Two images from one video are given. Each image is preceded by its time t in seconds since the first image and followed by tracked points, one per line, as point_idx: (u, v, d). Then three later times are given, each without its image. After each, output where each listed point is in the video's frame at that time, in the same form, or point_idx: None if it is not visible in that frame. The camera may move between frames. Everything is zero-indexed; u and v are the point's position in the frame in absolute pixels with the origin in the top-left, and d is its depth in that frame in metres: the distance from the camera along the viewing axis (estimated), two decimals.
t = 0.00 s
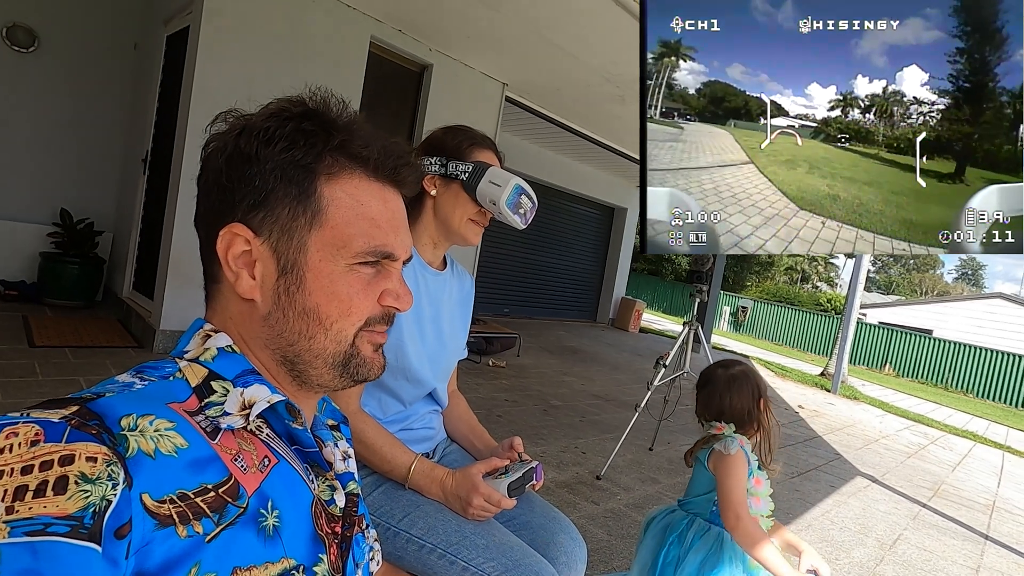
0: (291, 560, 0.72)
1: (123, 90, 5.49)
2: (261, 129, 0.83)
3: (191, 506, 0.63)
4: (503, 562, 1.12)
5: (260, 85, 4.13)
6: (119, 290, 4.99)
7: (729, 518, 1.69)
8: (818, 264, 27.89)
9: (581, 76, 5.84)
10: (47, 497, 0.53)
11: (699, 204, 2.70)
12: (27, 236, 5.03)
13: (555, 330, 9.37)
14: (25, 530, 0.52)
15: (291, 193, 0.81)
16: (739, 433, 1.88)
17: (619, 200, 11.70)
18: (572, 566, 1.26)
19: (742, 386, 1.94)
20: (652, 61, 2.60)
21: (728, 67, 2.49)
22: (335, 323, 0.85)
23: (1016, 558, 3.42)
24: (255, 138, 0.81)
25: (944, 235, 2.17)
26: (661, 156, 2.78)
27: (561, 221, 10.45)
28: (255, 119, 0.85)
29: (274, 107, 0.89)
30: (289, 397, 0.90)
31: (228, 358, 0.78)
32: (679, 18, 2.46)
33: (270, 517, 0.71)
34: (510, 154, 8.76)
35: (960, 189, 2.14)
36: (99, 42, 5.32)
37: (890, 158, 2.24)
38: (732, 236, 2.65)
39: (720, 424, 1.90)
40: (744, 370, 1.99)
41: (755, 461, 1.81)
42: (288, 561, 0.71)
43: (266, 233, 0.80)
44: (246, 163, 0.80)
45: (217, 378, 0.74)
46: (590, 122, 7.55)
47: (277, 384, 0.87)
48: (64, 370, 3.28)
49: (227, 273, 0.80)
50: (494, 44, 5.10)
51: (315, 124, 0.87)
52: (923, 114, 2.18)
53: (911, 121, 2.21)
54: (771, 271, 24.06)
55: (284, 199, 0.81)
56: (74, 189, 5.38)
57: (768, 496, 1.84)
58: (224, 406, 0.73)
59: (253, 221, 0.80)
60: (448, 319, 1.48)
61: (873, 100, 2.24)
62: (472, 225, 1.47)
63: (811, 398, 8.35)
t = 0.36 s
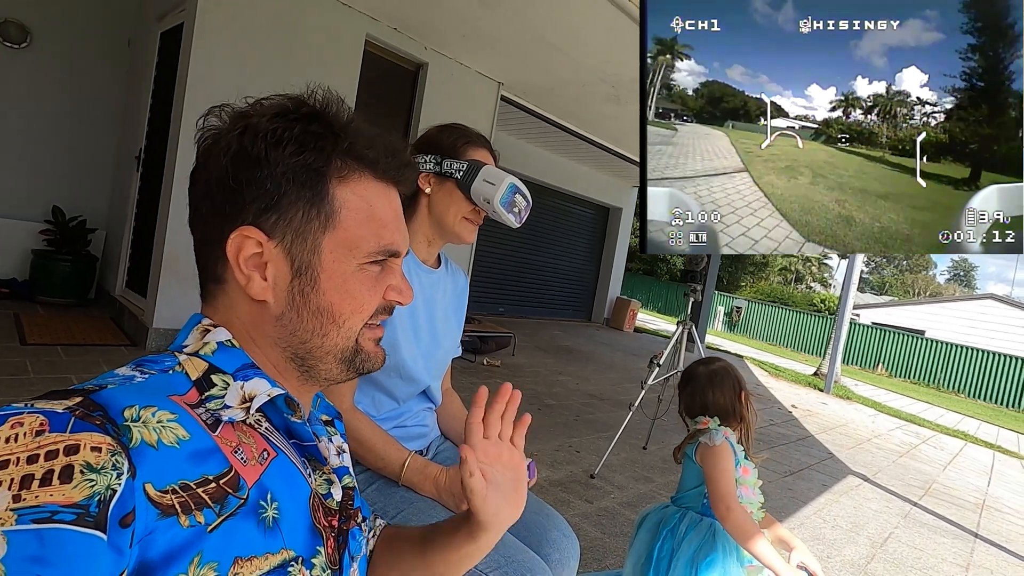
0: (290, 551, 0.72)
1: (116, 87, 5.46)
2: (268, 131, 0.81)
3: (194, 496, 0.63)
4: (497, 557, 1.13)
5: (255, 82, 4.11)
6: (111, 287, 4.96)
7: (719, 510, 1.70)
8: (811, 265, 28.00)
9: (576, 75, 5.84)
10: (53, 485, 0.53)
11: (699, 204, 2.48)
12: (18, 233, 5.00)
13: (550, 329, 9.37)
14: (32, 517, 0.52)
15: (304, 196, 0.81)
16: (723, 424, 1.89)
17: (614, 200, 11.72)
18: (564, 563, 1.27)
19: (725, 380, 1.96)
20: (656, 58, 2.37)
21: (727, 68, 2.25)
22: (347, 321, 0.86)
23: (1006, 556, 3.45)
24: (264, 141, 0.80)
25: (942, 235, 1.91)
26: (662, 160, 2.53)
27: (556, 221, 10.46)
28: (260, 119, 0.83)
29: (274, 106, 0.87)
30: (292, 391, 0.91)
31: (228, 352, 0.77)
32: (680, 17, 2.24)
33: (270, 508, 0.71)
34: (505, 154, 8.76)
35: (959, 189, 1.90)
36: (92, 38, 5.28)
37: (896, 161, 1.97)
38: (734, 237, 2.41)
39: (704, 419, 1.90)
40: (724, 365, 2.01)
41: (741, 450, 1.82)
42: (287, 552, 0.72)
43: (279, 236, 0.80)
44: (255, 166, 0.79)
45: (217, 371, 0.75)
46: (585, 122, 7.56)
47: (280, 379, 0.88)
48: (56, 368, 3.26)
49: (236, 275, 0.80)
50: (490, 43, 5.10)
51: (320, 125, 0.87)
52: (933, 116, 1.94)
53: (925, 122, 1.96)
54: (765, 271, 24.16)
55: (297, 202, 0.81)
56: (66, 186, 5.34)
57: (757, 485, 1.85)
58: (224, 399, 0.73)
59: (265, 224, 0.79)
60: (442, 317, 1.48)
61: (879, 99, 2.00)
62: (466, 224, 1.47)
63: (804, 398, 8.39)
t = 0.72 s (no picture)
0: (294, 553, 0.73)
1: (112, 87, 5.45)
2: (268, 140, 0.83)
3: (203, 499, 0.65)
4: (494, 560, 1.14)
5: (252, 84, 4.12)
6: (105, 288, 4.94)
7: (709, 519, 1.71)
8: (804, 268, 28.19)
9: (572, 79, 5.88)
10: (68, 488, 0.55)
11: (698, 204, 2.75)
12: (11, 233, 4.97)
13: (544, 332, 9.39)
14: (49, 519, 0.53)
15: (304, 204, 0.82)
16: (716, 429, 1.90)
17: (609, 204, 11.77)
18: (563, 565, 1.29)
19: (720, 384, 1.97)
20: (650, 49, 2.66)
21: (715, 62, 2.56)
22: (347, 325, 0.88)
23: (994, 556, 3.50)
24: (265, 150, 0.82)
25: (944, 235, 2.16)
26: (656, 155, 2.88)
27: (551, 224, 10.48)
28: (260, 129, 0.84)
29: (274, 116, 0.88)
30: (295, 395, 0.92)
31: (234, 358, 0.79)
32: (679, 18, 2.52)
33: (275, 511, 0.72)
34: (501, 156, 8.80)
35: (957, 191, 2.15)
36: (88, 38, 5.28)
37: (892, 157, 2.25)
38: (730, 236, 2.67)
39: (697, 424, 1.92)
40: (720, 366, 2.02)
41: (734, 457, 1.82)
42: (291, 554, 0.73)
43: (279, 243, 0.81)
44: (256, 175, 0.80)
45: (224, 377, 0.76)
46: (581, 125, 7.60)
47: (282, 383, 0.89)
48: (51, 369, 3.25)
49: (237, 281, 0.81)
50: (487, 46, 5.13)
51: (321, 134, 0.88)
52: (920, 114, 2.23)
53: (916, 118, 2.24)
54: (758, 275, 24.32)
55: (298, 209, 0.82)
56: (60, 186, 5.32)
57: (750, 490, 1.86)
58: (231, 404, 0.74)
59: (266, 231, 0.80)
60: (442, 320, 1.50)
61: (872, 97, 2.29)
62: (466, 229, 1.49)
63: (796, 401, 8.45)
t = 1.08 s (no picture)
0: (281, 562, 0.72)
1: (101, 86, 5.40)
2: (263, 147, 0.82)
3: (188, 508, 0.64)
4: (483, 568, 1.13)
5: (245, 86, 4.10)
6: (94, 289, 4.89)
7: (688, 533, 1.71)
8: (795, 274, 28.41)
9: (566, 84, 5.89)
10: (53, 498, 0.55)
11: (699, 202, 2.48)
12: None
13: (536, 336, 9.38)
14: (33, 530, 0.53)
15: (298, 211, 0.82)
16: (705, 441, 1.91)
17: (602, 209, 11.79)
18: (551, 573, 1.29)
19: (711, 396, 1.97)
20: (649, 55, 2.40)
21: (726, 65, 2.29)
22: (337, 332, 0.88)
23: (981, 563, 3.52)
24: (259, 156, 0.81)
25: (944, 235, 1.99)
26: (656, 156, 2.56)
27: (544, 228, 10.50)
28: (254, 135, 0.84)
29: (268, 121, 0.88)
30: (281, 401, 0.91)
31: (220, 364, 0.78)
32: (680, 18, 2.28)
33: (261, 520, 0.72)
34: (494, 160, 8.80)
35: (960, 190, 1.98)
36: (78, 37, 5.23)
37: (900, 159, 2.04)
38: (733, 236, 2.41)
39: (685, 435, 1.93)
40: (714, 376, 2.01)
41: (721, 471, 1.83)
42: (277, 563, 0.72)
43: (271, 249, 0.81)
44: (250, 181, 0.80)
45: (210, 385, 0.75)
46: (574, 130, 7.62)
47: (269, 390, 0.88)
48: (36, 372, 3.21)
49: (228, 286, 0.80)
50: (480, 50, 5.13)
51: (315, 142, 0.88)
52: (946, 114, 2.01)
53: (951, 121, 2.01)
54: (750, 280, 24.44)
55: (291, 215, 0.82)
56: (47, 185, 5.26)
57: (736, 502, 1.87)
58: (217, 412, 0.73)
59: (259, 237, 0.80)
60: (431, 325, 1.49)
61: (889, 97, 2.06)
62: (457, 235, 1.48)
63: (787, 406, 8.49)
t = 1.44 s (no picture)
0: (263, 568, 0.72)
1: (95, 86, 5.38)
2: (255, 149, 0.81)
3: (169, 513, 0.64)
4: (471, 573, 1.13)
5: (239, 86, 4.09)
6: (84, 290, 4.85)
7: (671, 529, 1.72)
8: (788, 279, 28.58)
9: (561, 88, 5.91)
10: (30, 502, 0.54)
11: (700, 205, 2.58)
12: None
13: (530, 339, 9.38)
14: (8, 535, 0.52)
15: (289, 214, 0.81)
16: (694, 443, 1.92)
17: (597, 212, 11.82)
18: None
19: (701, 398, 1.96)
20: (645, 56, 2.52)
21: (726, 62, 2.38)
22: (327, 336, 0.87)
23: (971, 567, 3.54)
24: (251, 158, 0.80)
25: (944, 235, 2.04)
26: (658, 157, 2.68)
27: (538, 231, 10.51)
28: (246, 137, 0.83)
29: (260, 124, 0.87)
30: (267, 407, 0.90)
31: (206, 368, 0.78)
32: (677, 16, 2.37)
33: (244, 526, 0.71)
34: (489, 163, 8.81)
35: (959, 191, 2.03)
36: (72, 36, 5.22)
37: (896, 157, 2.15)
38: (734, 237, 2.51)
39: (675, 437, 1.95)
40: (703, 381, 2.00)
41: (709, 471, 1.82)
42: (260, 569, 0.71)
43: (262, 253, 0.80)
44: (242, 184, 0.79)
45: (194, 388, 0.74)
46: (569, 134, 7.64)
47: (256, 395, 0.87)
48: (25, 372, 3.18)
49: (218, 290, 0.79)
50: (476, 54, 5.15)
51: (307, 145, 0.87)
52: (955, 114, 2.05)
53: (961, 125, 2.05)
54: (743, 285, 24.54)
55: (283, 219, 0.81)
56: (39, 185, 5.23)
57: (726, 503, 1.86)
58: (201, 416, 0.72)
59: (250, 240, 0.79)
60: (423, 328, 1.48)
61: (893, 95, 2.13)
62: (449, 239, 1.48)
63: (779, 410, 8.52)
